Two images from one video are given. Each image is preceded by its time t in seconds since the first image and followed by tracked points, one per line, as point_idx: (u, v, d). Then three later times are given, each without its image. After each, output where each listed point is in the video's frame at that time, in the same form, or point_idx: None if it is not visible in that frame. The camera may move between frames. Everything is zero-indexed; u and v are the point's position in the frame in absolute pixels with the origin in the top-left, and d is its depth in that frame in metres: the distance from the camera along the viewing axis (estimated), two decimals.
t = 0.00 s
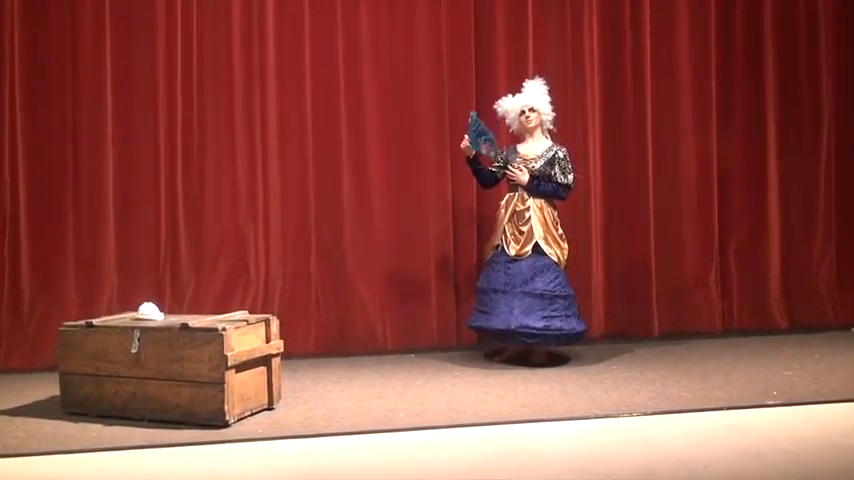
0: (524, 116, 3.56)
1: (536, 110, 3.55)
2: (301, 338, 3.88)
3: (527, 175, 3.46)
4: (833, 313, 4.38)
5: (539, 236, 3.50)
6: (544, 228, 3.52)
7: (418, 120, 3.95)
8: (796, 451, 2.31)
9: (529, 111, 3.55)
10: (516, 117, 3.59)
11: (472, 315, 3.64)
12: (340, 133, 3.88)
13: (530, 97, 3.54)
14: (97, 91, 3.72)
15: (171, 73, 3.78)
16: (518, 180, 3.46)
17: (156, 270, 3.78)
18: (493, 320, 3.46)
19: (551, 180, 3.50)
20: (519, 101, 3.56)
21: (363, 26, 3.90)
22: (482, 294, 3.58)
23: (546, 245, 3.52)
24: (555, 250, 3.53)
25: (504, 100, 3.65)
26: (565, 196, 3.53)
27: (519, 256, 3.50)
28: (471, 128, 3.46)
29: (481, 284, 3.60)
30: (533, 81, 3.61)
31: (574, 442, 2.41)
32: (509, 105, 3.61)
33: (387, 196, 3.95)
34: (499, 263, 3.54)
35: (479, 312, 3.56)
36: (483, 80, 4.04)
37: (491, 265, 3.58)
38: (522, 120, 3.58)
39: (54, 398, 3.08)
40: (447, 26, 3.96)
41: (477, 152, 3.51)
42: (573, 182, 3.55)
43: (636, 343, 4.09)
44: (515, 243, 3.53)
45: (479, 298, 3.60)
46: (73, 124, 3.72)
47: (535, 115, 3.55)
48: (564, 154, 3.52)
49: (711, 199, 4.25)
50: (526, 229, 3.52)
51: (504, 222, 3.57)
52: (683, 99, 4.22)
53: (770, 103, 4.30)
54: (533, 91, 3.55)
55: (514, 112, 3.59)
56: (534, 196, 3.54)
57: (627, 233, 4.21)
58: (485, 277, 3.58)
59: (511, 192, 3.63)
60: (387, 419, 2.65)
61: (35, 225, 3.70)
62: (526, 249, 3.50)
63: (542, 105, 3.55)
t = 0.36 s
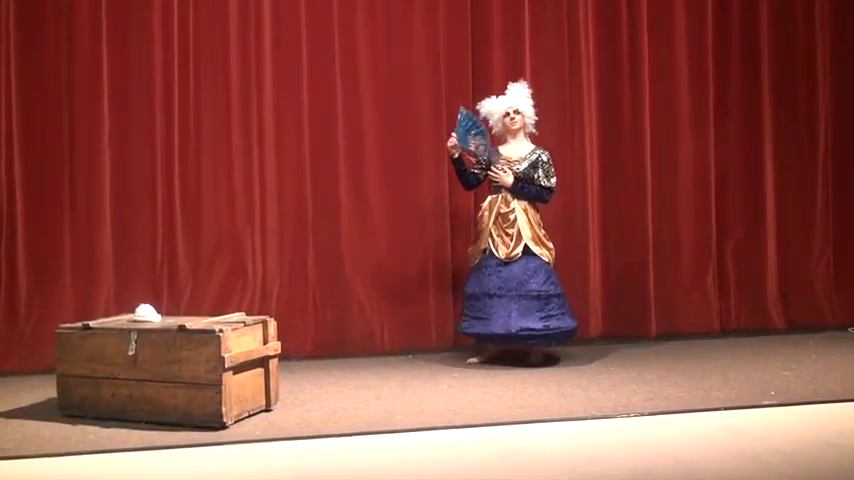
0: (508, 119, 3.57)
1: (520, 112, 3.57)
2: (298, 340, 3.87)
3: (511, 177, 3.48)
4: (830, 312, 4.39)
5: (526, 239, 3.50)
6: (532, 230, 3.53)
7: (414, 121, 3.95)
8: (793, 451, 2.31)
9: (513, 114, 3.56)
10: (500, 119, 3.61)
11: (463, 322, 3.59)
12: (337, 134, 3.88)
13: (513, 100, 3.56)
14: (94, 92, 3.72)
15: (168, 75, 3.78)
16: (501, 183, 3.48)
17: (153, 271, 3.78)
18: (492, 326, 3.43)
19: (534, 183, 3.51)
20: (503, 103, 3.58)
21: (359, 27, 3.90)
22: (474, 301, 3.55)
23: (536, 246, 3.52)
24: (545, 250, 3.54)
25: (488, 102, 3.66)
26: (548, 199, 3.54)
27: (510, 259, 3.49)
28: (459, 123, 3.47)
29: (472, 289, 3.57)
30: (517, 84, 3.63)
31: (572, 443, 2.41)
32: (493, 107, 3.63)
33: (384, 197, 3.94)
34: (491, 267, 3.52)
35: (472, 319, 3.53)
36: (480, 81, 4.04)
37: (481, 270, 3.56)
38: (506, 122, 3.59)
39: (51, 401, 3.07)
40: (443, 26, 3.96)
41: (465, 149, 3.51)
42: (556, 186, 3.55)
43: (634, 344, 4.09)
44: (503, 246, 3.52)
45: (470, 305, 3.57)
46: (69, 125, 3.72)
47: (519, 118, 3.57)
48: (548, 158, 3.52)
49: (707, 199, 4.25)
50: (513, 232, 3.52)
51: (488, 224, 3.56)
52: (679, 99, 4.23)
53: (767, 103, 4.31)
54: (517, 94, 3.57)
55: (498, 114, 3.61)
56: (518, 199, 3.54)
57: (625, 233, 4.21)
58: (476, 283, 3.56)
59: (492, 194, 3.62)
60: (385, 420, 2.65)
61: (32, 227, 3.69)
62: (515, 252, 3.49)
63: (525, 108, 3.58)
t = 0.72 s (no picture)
0: (480, 121, 3.57)
1: (492, 113, 3.58)
2: (296, 340, 3.87)
3: (478, 179, 3.50)
4: (826, 312, 4.40)
5: (493, 239, 3.52)
6: (499, 231, 3.54)
7: (410, 121, 3.95)
8: (790, 451, 2.32)
9: (485, 115, 3.57)
10: (471, 120, 3.60)
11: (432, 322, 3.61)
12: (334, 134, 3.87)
13: (485, 102, 3.56)
14: (89, 92, 3.71)
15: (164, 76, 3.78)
16: (469, 183, 3.50)
17: (150, 273, 3.77)
18: (458, 323, 3.44)
19: (502, 185, 3.52)
20: (474, 104, 3.57)
21: (355, 27, 3.90)
22: (442, 299, 3.56)
23: (503, 247, 3.53)
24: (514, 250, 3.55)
25: (458, 102, 3.65)
26: (516, 200, 3.56)
27: (476, 259, 3.50)
28: (433, 124, 3.52)
29: (440, 289, 3.59)
30: (488, 85, 3.62)
31: (569, 443, 2.41)
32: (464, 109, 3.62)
33: (380, 198, 3.94)
34: (459, 266, 3.54)
35: (440, 317, 3.54)
36: (476, 81, 4.05)
37: (450, 270, 3.58)
38: (478, 124, 3.59)
39: (48, 402, 3.06)
40: (439, 26, 3.97)
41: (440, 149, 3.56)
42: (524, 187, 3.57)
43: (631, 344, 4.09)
44: (470, 246, 3.53)
45: (438, 304, 3.58)
46: (64, 126, 3.71)
47: (491, 119, 3.58)
48: (517, 159, 3.54)
49: (704, 199, 4.26)
50: (482, 233, 3.53)
51: (457, 226, 3.57)
52: (675, 99, 4.24)
53: (763, 104, 4.32)
54: (489, 96, 3.57)
55: (469, 115, 3.60)
56: (486, 200, 3.55)
57: (621, 233, 4.21)
58: (444, 282, 3.57)
59: (462, 196, 3.65)
60: (382, 420, 2.65)
61: (27, 228, 3.68)
62: (482, 253, 3.50)
63: (497, 109, 3.58)
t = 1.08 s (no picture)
0: (458, 122, 3.52)
1: (468, 113, 3.51)
2: (293, 341, 3.87)
3: (458, 181, 3.44)
4: (823, 313, 4.40)
5: (460, 242, 3.46)
6: (468, 235, 3.47)
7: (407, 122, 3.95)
8: (787, 451, 2.32)
9: (462, 116, 3.51)
10: (448, 122, 3.55)
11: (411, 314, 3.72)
12: (331, 135, 3.87)
13: (461, 102, 3.50)
14: (85, 92, 3.70)
15: (161, 77, 3.77)
16: (449, 186, 3.44)
17: (147, 274, 3.76)
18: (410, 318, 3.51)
19: (482, 183, 3.47)
20: (451, 105, 3.52)
21: (352, 28, 3.90)
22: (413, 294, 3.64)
23: (467, 252, 3.46)
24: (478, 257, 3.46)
25: (435, 104, 3.60)
26: (498, 197, 3.49)
27: (439, 258, 3.49)
28: (409, 133, 3.47)
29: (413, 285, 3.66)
30: (463, 85, 3.56)
31: (566, 443, 2.41)
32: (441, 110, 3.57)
33: (377, 199, 3.94)
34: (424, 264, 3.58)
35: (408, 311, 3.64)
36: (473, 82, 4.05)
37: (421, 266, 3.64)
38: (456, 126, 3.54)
39: (45, 403, 3.05)
40: (437, 27, 3.96)
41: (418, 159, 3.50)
42: (505, 183, 3.49)
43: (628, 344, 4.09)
44: (439, 246, 3.52)
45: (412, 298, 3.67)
46: (61, 126, 3.70)
47: (468, 119, 3.51)
48: (494, 155, 3.47)
49: (701, 199, 4.27)
50: (452, 234, 3.50)
51: (436, 227, 3.57)
52: (672, 99, 4.24)
53: (759, 104, 4.33)
54: (465, 96, 3.51)
55: (446, 117, 3.55)
56: (465, 202, 3.50)
57: (618, 234, 4.22)
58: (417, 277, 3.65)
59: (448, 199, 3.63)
60: (380, 421, 2.65)
61: (24, 229, 3.67)
62: (446, 253, 3.47)
63: (474, 109, 3.52)
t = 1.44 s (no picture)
0: (443, 121, 3.49)
1: (454, 112, 3.49)
2: (292, 342, 3.87)
3: (442, 177, 3.39)
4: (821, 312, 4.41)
5: (445, 240, 3.43)
6: (454, 233, 3.44)
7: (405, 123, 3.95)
8: (784, 450, 2.32)
9: (447, 114, 3.48)
10: (434, 120, 3.53)
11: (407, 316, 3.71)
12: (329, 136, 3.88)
13: (445, 99, 3.48)
14: (83, 94, 3.70)
15: (158, 78, 3.77)
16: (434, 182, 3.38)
17: (145, 276, 3.76)
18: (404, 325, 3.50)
19: (465, 179, 3.44)
20: (436, 104, 3.50)
21: (350, 29, 3.90)
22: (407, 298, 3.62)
23: (454, 251, 3.43)
24: (465, 255, 3.44)
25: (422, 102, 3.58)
26: (482, 193, 3.45)
27: (428, 260, 3.46)
28: (391, 133, 3.45)
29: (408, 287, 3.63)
30: (448, 82, 3.54)
31: (565, 443, 2.42)
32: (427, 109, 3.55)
33: (375, 199, 3.94)
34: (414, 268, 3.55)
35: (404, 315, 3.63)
36: (471, 82, 4.06)
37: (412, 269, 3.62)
38: (441, 125, 3.51)
39: (44, 405, 3.05)
40: (435, 28, 3.97)
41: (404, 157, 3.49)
42: (489, 179, 3.47)
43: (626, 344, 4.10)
44: (426, 247, 3.48)
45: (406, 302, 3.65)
46: (58, 128, 3.70)
47: (453, 118, 3.49)
48: (478, 151, 3.46)
49: (698, 199, 4.27)
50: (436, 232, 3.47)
51: (422, 227, 3.53)
52: (670, 99, 4.24)
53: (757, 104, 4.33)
54: (449, 94, 3.49)
55: (432, 115, 3.54)
56: (449, 198, 3.47)
57: (616, 234, 4.22)
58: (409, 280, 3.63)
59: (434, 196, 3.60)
60: (378, 421, 2.65)
61: (22, 230, 3.67)
62: (432, 253, 3.44)
63: (459, 107, 3.49)
